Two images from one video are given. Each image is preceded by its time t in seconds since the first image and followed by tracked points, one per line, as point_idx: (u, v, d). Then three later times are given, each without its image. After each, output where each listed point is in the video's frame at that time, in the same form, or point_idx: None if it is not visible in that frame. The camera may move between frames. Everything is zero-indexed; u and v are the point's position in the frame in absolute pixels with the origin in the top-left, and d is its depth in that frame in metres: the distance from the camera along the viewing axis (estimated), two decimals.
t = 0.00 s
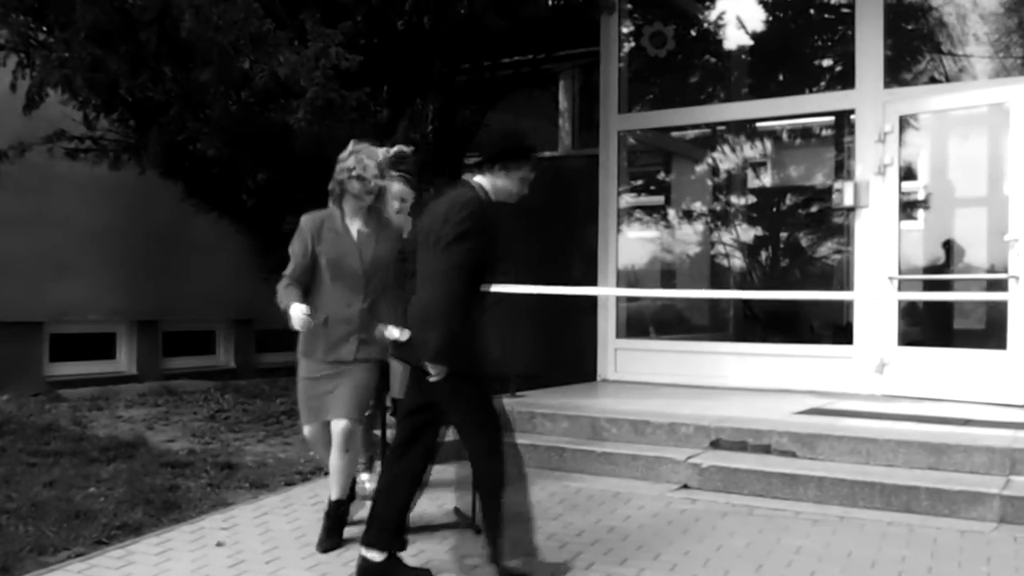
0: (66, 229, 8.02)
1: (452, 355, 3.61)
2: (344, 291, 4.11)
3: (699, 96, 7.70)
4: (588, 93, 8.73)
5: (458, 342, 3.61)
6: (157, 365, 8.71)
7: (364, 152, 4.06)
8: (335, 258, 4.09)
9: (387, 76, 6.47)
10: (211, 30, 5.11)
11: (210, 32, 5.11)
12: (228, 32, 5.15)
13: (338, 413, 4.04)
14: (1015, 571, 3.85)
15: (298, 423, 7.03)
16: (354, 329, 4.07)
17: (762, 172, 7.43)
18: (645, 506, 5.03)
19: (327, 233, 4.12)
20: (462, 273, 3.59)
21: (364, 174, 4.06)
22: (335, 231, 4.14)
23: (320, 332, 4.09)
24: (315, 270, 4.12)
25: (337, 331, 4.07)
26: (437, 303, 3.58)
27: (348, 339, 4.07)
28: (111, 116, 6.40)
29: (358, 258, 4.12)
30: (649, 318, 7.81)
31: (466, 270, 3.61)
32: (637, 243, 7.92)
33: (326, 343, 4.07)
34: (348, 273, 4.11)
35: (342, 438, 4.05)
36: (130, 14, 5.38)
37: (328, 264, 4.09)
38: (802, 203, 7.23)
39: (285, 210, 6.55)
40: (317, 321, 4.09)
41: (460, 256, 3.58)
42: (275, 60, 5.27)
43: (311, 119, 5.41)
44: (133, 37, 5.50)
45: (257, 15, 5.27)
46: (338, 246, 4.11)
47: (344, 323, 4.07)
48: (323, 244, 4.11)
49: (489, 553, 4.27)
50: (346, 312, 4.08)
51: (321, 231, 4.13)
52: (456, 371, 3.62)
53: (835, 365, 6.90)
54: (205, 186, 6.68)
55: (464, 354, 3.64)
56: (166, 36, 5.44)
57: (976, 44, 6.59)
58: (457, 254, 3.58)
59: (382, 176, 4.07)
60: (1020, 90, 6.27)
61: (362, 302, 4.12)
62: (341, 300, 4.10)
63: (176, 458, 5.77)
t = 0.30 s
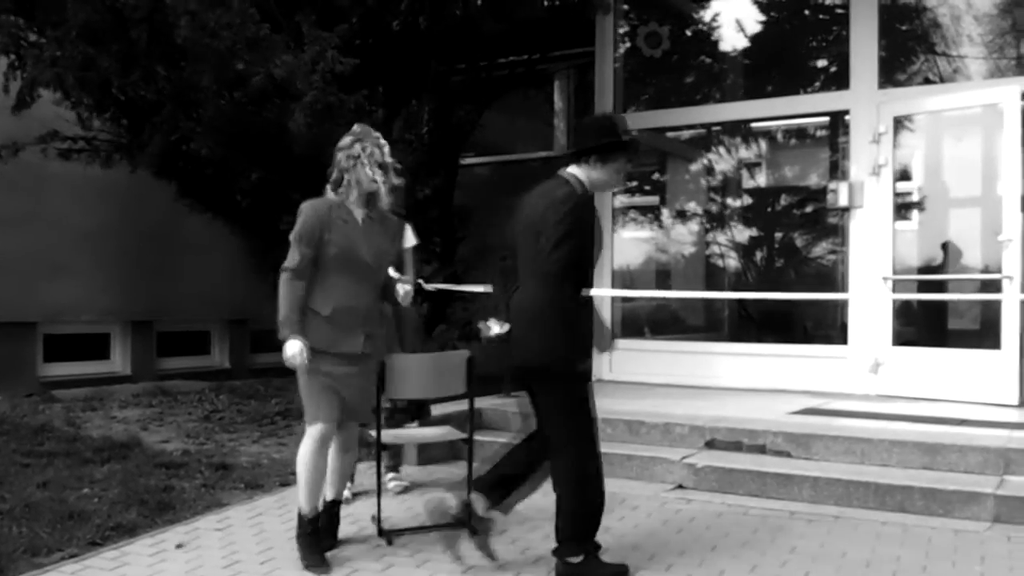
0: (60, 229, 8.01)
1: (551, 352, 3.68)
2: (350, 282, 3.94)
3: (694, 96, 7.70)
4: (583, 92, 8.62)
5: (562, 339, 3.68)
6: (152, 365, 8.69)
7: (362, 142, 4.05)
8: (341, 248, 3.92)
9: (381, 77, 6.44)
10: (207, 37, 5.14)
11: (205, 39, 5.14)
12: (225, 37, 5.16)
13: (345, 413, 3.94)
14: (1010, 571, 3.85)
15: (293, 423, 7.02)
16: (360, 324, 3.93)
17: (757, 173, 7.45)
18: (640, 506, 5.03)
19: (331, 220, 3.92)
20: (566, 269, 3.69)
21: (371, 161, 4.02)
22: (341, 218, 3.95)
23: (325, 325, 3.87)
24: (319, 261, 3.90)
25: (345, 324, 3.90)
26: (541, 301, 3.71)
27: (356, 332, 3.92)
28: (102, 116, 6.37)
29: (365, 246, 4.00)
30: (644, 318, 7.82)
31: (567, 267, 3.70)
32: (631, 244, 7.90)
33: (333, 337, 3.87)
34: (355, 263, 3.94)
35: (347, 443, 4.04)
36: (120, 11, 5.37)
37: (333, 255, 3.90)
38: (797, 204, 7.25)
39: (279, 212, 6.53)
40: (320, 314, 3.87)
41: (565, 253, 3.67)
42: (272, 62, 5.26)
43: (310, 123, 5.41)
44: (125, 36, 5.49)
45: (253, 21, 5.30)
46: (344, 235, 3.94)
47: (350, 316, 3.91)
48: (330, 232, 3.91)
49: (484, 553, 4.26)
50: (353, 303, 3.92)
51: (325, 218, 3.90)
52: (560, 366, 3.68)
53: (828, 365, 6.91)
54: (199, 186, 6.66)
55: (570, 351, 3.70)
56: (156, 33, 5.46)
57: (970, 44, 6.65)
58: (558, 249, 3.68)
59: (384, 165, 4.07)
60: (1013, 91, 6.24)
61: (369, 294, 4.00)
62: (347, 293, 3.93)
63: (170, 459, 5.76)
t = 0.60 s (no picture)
0: (34, 230, 7.95)
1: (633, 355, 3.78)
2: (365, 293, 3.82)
3: (673, 97, 7.72)
4: (563, 93, 8.62)
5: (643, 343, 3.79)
6: (128, 367, 8.60)
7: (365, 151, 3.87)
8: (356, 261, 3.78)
9: (359, 77, 6.31)
10: (188, 34, 5.19)
11: (186, 36, 5.19)
12: (204, 36, 5.21)
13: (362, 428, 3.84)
14: (985, 569, 3.88)
15: (271, 425, 6.99)
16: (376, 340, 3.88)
17: (736, 174, 7.41)
18: (620, 506, 5.04)
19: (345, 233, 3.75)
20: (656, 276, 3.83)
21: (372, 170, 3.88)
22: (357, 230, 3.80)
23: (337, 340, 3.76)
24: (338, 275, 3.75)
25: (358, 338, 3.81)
26: (624, 307, 3.81)
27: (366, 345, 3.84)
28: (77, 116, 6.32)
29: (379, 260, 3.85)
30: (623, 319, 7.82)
31: (650, 274, 3.84)
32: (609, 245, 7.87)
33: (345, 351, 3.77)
34: (369, 274, 3.83)
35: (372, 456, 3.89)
36: (88, 8, 5.32)
37: (349, 268, 3.77)
38: (774, 205, 7.25)
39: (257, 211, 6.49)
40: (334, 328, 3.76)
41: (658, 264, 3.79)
42: (251, 61, 5.31)
43: (287, 127, 5.39)
44: (94, 33, 5.43)
45: (234, 21, 5.34)
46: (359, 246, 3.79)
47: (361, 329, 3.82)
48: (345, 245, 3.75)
49: (464, 554, 4.25)
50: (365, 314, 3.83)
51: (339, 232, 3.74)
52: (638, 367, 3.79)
53: (806, 365, 6.95)
54: (174, 187, 6.62)
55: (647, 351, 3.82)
56: (129, 29, 5.42)
57: (945, 47, 6.70)
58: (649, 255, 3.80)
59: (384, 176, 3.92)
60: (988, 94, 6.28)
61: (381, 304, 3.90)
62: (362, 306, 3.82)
63: (146, 461, 5.72)
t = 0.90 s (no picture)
0: None
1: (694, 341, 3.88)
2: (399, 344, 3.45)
3: (643, 98, 7.73)
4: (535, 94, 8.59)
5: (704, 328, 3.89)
6: (92, 369, 8.50)
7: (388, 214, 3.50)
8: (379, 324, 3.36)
9: (330, 76, 6.33)
10: (149, 31, 5.16)
11: (147, 33, 5.16)
12: (167, 32, 5.17)
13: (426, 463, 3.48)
14: (952, 566, 3.92)
15: (240, 427, 6.94)
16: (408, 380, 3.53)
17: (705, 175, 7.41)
18: (590, 506, 5.06)
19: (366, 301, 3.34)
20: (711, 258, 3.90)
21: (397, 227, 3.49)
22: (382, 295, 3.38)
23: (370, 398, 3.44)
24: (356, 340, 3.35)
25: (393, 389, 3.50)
26: (684, 294, 3.93)
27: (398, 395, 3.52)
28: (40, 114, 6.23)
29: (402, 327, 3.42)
30: (593, 319, 7.83)
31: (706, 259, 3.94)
32: (580, 245, 7.89)
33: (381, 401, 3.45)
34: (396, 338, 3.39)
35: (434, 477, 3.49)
36: (44, 6, 5.35)
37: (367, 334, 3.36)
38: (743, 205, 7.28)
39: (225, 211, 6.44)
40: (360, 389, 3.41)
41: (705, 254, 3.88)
42: (216, 60, 5.23)
43: (256, 123, 5.32)
44: (49, 29, 5.44)
45: (197, 17, 5.28)
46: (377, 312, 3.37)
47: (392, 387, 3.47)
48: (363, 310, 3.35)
49: (434, 555, 4.24)
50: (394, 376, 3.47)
51: (358, 298, 3.34)
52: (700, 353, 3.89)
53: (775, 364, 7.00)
54: (139, 188, 6.54)
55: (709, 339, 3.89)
56: (83, 27, 5.41)
57: (911, 49, 6.78)
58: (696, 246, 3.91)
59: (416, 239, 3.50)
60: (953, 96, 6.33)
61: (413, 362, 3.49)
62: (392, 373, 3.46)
63: (112, 464, 5.66)
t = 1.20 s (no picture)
0: None
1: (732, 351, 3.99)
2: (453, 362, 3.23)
3: (598, 99, 7.72)
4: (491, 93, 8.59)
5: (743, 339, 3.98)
6: (39, 372, 8.28)
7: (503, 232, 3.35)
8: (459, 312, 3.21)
9: (286, 74, 6.21)
10: (92, 27, 5.16)
11: (89, 28, 5.15)
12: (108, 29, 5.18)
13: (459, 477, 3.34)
14: (903, 561, 3.97)
15: (192, 430, 6.85)
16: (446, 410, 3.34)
17: (660, 175, 7.52)
18: (546, 506, 5.07)
19: (455, 303, 3.20)
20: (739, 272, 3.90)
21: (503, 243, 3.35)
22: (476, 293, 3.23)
23: (410, 410, 3.27)
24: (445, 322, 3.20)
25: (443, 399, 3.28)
26: (714, 306, 4.02)
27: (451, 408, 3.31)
28: None
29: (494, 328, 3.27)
30: (549, 319, 7.86)
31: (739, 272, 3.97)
32: (537, 246, 7.93)
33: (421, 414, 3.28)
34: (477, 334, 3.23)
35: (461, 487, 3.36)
36: None
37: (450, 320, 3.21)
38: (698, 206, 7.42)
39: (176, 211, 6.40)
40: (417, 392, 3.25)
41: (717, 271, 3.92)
42: (165, 55, 5.23)
43: (200, 119, 5.31)
44: None
45: (145, 12, 5.28)
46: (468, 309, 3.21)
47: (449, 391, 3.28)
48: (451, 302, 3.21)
49: (390, 558, 4.21)
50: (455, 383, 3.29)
51: (447, 297, 3.20)
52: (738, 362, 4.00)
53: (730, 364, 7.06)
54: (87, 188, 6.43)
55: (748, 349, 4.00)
56: (25, 22, 5.40)
57: (861, 53, 6.89)
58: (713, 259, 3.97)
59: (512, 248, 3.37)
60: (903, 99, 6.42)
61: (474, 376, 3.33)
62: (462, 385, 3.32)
63: (60, 469, 5.56)
